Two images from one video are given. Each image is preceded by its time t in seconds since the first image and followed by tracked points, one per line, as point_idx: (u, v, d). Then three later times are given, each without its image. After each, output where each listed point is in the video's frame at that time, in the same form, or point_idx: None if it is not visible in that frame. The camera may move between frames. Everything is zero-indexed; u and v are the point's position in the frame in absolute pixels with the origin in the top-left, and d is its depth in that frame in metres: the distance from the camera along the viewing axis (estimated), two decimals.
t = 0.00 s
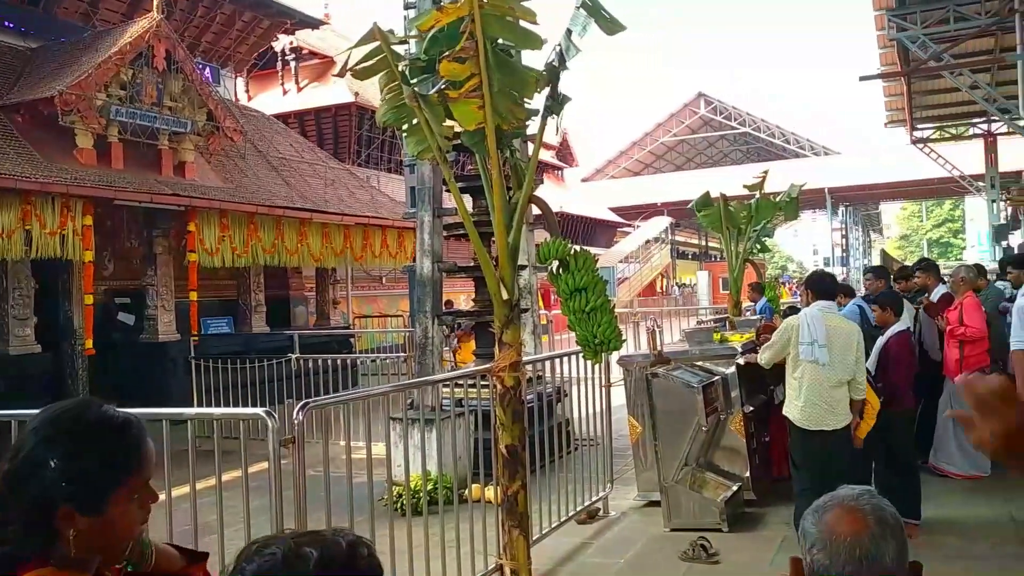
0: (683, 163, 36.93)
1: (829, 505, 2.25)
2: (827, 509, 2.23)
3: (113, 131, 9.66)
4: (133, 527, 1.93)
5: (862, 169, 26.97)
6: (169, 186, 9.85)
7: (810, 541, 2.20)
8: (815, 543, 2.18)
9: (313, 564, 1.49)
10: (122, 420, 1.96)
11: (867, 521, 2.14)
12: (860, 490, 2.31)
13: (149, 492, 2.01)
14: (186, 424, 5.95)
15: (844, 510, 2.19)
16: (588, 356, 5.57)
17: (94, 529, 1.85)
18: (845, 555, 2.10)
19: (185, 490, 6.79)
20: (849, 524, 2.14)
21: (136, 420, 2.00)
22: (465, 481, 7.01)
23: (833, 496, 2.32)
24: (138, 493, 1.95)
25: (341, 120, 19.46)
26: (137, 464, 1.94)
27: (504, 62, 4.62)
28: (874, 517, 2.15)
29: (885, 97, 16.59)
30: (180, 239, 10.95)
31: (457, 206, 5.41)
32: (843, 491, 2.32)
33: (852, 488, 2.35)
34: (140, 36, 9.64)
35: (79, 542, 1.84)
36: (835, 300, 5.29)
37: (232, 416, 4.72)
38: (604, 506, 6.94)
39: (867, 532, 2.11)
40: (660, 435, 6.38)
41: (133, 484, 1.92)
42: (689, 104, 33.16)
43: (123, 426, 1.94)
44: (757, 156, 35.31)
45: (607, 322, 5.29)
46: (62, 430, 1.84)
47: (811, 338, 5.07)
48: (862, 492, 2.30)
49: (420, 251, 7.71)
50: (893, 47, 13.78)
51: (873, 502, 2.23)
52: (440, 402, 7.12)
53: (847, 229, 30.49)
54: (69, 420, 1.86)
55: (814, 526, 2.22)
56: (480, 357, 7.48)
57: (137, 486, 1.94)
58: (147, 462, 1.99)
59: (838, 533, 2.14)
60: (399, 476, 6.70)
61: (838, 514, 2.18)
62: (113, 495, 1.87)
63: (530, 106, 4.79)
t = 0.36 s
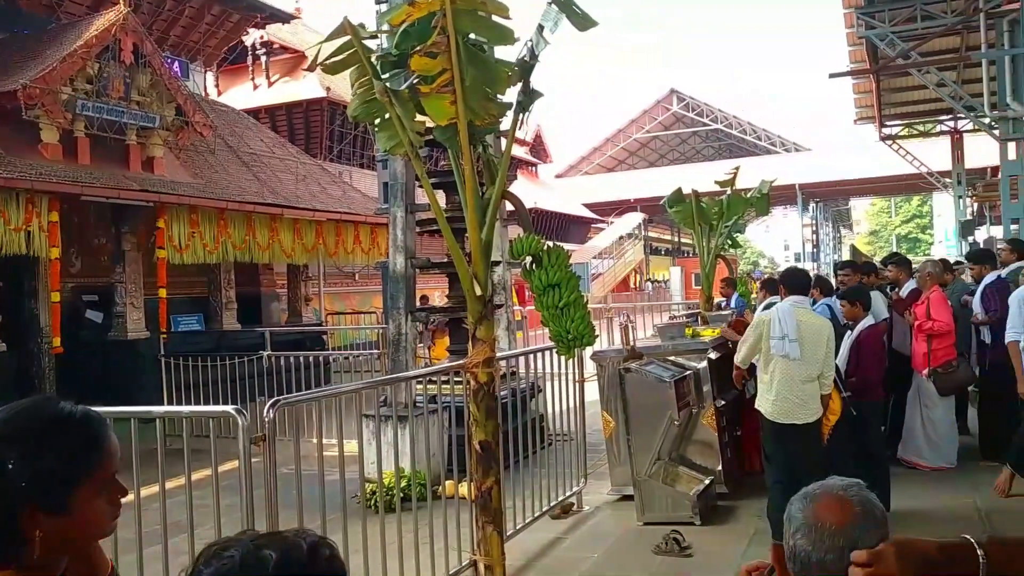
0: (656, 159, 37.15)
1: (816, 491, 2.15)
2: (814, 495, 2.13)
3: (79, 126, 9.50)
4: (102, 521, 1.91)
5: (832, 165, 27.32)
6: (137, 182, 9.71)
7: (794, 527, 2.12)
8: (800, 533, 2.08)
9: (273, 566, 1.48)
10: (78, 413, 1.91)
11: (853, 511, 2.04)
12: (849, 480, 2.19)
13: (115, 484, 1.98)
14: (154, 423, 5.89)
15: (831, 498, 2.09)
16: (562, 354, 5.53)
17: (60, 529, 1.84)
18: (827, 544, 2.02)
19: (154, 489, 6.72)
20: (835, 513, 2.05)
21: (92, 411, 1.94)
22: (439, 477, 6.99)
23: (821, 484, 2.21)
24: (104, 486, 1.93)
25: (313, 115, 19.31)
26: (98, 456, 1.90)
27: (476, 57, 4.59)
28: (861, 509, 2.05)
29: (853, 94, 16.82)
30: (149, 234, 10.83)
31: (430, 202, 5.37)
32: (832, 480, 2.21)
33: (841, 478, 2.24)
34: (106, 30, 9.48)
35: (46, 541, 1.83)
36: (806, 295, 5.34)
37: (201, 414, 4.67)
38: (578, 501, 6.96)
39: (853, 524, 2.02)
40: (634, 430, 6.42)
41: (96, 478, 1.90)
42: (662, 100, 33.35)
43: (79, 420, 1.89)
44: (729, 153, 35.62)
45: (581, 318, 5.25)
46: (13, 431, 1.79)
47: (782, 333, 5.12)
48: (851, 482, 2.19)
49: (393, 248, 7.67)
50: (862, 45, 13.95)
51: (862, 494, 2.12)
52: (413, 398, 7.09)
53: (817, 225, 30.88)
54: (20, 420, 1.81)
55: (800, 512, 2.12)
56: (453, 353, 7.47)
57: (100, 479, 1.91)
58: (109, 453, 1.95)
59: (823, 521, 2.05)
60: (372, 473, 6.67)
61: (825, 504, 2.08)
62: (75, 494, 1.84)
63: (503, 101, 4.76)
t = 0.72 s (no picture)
0: (640, 157, 37.27)
1: (805, 483, 2.17)
2: (802, 486, 2.15)
3: (58, 123, 9.40)
4: (86, 519, 1.91)
5: (814, 163, 27.54)
6: (118, 179, 9.61)
7: (778, 514, 2.14)
8: (781, 521, 2.11)
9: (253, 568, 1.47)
10: (38, 413, 1.89)
11: (836, 503, 2.05)
12: (843, 477, 2.21)
13: (91, 478, 1.97)
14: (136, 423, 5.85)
15: (817, 490, 2.11)
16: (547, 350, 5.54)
17: (40, 532, 1.84)
18: (805, 531, 2.04)
19: (134, 490, 6.66)
20: (817, 503, 2.06)
21: (52, 410, 1.92)
22: (423, 475, 6.98)
23: (812, 478, 2.23)
24: (80, 481, 1.92)
25: (295, 112, 19.22)
26: (66, 453, 1.89)
27: (460, 54, 4.56)
28: (845, 501, 2.06)
29: (835, 92, 16.94)
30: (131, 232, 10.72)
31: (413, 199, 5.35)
32: (826, 476, 2.23)
33: (836, 475, 2.26)
34: (86, 25, 9.38)
35: (31, 545, 1.84)
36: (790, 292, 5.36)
37: (182, 413, 4.63)
38: (562, 498, 6.97)
39: (833, 515, 2.03)
40: (618, 425, 6.44)
41: (69, 475, 1.89)
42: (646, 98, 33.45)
43: (38, 419, 1.87)
44: (712, 151, 35.78)
45: (565, 315, 5.26)
46: None
47: (765, 328, 5.14)
48: (844, 479, 2.20)
49: (377, 246, 7.65)
50: (843, 43, 14.05)
51: (849, 489, 2.12)
52: (398, 395, 7.07)
53: (800, 222, 31.09)
54: None
55: (785, 500, 2.15)
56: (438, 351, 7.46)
57: (73, 474, 1.90)
58: (79, 447, 1.94)
59: (804, 510, 2.07)
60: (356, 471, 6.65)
61: (810, 495, 2.10)
62: (48, 495, 1.84)
63: (487, 98, 4.74)
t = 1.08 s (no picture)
0: (620, 158, 37.38)
1: (775, 483, 2.19)
2: (772, 485, 2.17)
3: (32, 120, 9.29)
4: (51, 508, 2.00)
5: (793, 165, 27.77)
6: (93, 177, 9.49)
7: (749, 513, 2.16)
8: (751, 519, 2.12)
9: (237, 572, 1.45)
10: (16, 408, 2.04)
11: (805, 502, 2.07)
12: (814, 475, 2.22)
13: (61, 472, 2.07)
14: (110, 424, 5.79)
15: (787, 489, 2.12)
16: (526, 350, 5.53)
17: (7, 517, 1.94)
18: (774, 531, 2.05)
19: (107, 492, 6.58)
20: (787, 502, 2.08)
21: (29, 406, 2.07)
22: (401, 476, 6.95)
23: (783, 476, 2.25)
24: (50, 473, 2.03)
25: (274, 111, 19.10)
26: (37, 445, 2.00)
27: (440, 53, 4.53)
28: (814, 501, 2.07)
29: (813, 95, 17.08)
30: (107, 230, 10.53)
31: (393, 198, 5.32)
32: (797, 474, 2.24)
33: (808, 473, 2.27)
34: (60, 21, 9.28)
35: None
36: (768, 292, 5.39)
37: (156, 414, 4.58)
38: (541, 498, 6.97)
39: (802, 514, 2.04)
40: (596, 424, 6.45)
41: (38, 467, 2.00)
42: (626, 99, 33.57)
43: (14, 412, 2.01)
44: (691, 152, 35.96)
45: (544, 315, 5.26)
46: None
47: (746, 328, 5.16)
48: (814, 478, 2.21)
49: (356, 246, 7.62)
50: (821, 46, 14.18)
51: (819, 487, 2.14)
52: (377, 396, 7.03)
53: (778, 224, 31.33)
54: None
55: (756, 499, 2.16)
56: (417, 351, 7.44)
57: (41, 466, 2.00)
58: (52, 442, 2.05)
59: (774, 510, 2.08)
60: (333, 472, 6.60)
61: (779, 494, 2.12)
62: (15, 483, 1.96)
63: (466, 98, 4.73)
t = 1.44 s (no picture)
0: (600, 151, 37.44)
1: (764, 469, 2.20)
2: (761, 471, 2.19)
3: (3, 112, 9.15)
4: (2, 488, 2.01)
5: (771, 158, 27.96)
6: (66, 170, 9.36)
7: (738, 499, 2.16)
8: (741, 505, 2.13)
9: (244, 551, 1.47)
10: None
11: (795, 489, 2.09)
12: (799, 462, 2.25)
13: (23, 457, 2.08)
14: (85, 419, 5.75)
15: (777, 474, 2.14)
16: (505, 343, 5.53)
17: None
18: (766, 516, 2.06)
19: (81, 488, 6.52)
20: (778, 488, 2.10)
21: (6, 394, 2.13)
22: (379, 470, 6.94)
23: (769, 464, 2.27)
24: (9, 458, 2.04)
25: (251, 103, 18.94)
26: None
27: (417, 45, 4.50)
28: (804, 488, 2.09)
29: (792, 88, 17.18)
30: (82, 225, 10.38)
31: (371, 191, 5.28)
32: (783, 461, 2.27)
33: (796, 461, 2.29)
34: (32, 11, 9.15)
35: None
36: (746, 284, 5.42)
37: (130, 409, 4.53)
38: (521, 491, 6.99)
39: (793, 500, 2.07)
40: (577, 416, 6.47)
41: None
42: (606, 93, 33.60)
43: None
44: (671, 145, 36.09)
45: (524, 308, 5.26)
46: None
47: (725, 321, 5.19)
48: (799, 464, 2.24)
49: (334, 239, 7.58)
50: (799, 39, 14.26)
51: (807, 474, 2.17)
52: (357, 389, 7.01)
53: (757, 217, 31.54)
54: None
55: (745, 485, 2.18)
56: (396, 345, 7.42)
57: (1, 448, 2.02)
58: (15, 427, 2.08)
59: (765, 493, 2.10)
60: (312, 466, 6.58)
61: (770, 479, 2.14)
62: None
63: (444, 91, 4.71)
